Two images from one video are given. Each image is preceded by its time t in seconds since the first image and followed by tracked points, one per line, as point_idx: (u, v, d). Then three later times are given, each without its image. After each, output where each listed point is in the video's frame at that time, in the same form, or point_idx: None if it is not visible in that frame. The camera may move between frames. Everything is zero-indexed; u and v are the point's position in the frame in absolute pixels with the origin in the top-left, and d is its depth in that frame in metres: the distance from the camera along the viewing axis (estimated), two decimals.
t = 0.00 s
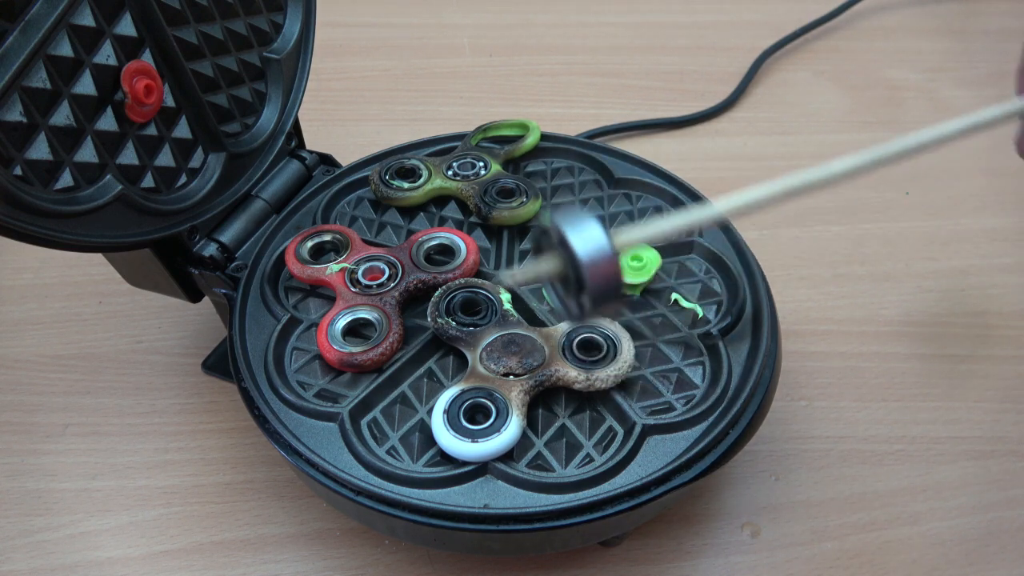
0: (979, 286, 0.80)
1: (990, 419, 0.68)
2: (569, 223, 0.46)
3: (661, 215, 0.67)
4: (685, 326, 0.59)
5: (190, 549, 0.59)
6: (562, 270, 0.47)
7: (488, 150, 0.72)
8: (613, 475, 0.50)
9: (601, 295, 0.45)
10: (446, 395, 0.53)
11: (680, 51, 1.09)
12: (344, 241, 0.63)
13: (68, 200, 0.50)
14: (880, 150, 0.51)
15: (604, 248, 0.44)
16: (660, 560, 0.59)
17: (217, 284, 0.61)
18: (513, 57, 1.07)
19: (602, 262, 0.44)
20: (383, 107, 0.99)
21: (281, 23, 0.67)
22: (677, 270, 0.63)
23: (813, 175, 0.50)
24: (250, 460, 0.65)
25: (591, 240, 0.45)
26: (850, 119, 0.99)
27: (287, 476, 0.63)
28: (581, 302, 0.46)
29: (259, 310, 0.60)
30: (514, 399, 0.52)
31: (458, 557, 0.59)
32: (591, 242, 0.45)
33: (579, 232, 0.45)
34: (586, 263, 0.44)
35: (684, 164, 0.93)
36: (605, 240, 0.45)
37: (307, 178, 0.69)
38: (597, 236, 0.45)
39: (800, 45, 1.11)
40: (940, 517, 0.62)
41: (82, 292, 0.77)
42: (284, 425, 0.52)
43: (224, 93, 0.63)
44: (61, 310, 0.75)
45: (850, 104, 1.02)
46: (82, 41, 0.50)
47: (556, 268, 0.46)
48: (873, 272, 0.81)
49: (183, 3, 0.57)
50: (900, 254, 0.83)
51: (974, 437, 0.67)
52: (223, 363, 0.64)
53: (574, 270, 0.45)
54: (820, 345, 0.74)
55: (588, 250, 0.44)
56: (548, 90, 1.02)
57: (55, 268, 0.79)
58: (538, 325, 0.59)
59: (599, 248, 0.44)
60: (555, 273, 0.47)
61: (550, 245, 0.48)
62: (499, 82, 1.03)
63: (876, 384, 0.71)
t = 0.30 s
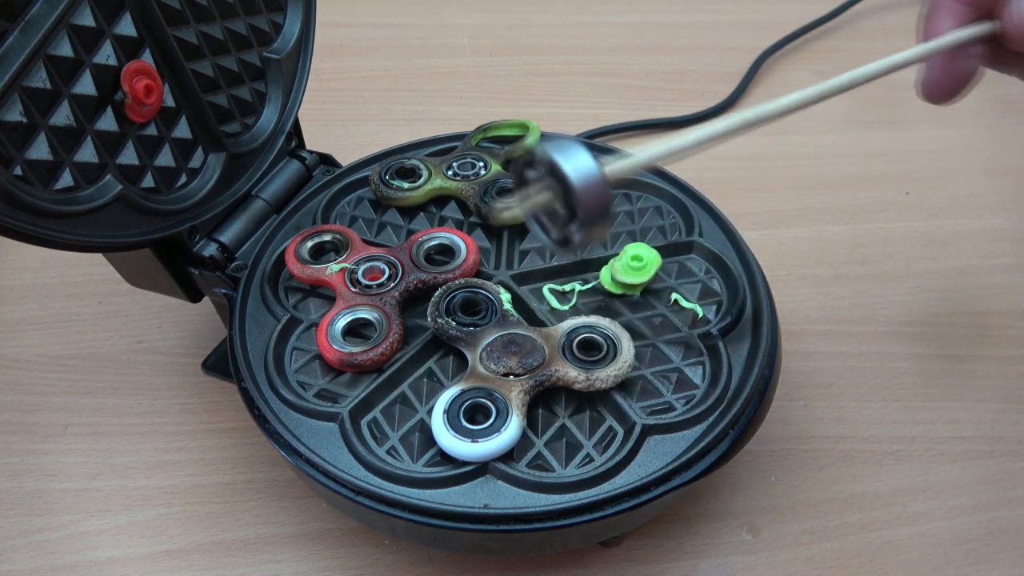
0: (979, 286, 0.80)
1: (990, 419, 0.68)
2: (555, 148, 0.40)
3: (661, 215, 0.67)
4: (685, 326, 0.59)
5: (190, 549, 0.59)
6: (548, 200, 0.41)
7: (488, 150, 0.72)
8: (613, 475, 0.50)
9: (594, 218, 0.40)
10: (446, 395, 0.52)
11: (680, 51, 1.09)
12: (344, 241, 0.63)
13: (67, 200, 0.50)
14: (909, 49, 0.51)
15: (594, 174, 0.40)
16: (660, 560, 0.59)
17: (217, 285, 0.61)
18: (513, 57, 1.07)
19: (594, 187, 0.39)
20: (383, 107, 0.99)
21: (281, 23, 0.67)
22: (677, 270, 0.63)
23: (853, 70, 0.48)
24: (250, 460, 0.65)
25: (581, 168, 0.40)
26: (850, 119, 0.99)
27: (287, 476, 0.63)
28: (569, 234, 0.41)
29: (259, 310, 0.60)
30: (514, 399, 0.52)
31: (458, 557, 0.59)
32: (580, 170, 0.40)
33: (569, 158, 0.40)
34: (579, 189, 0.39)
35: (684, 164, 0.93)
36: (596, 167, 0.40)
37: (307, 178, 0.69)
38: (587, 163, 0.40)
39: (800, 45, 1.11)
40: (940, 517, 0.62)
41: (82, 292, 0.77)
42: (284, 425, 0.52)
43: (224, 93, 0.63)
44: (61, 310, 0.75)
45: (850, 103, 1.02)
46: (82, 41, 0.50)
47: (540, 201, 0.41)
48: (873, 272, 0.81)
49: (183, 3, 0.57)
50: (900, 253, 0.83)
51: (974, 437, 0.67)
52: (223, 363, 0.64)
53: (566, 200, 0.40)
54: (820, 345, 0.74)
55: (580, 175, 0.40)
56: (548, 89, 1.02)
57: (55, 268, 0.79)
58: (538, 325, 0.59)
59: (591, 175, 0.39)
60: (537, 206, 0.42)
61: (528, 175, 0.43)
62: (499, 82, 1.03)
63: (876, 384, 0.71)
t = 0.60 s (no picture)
0: (979, 286, 0.80)
1: (991, 419, 0.68)
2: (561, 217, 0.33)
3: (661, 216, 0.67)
4: (685, 326, 0.59)
5: (190, 549, 0.59)
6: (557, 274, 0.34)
7: (488, 150, 0.72)
8: (612, 475, 0.50)
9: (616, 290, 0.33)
10: (447, 396, 0.53)
11: (680, 51, 1.09)
12: (344, 241, 0.63)
13: (67, 200, 0.50)
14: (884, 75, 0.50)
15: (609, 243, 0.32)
16: (660, 560, 0.59)
17: (217, 284, 0.61)
18: (513, 57, 1.07)
19: (613, 258, 0.32)
20: (383, 107, 0.99)
21: (281, 23, 0.67)
22: (677, 271, 0.63)
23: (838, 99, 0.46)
24: (250, 460, 0.65)
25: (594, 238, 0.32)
26: (850, 119, 0.99)
27: (287, 476, 0.63)
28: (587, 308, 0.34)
29: (259, 310, 0.60)
30: (514, 399, 0.52)
31: (458, 557, 0.59)
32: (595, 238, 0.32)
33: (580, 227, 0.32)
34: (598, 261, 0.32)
35: (684, 163, 0.93)
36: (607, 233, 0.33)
37: (307, 178, 0.69)
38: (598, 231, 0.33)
39: (800, 45, 1.11)
40: (940, 517, 0.62)
41: (83, 292, 0.77)
42: (284, 425, 0.52)
43: (224, 93, 0.63)
44: (61, 310, 0.76)
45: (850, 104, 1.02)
46: (82, 41, 0.50)
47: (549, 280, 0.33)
48: (873, 272, 0.81)
49: (183, 3, 0.57)
50: (900, 253, 0.83)
51: (974, 437, 0.67)
52: (223, 363, 0.64)
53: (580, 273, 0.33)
54: (820, 345, 0.74)
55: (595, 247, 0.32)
56: (547, 90, 1.02)
57: (55, 268, 0.79)
58: (538, 325, 0.59)
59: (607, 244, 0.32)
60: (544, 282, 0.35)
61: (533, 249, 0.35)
62: (499, 82, 1.03)
63: (876, 384, 0.71)
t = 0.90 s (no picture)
0: (980, 286, 0.80)
1: (991, 419, 0.68)
2: (561, 221, 0.34)
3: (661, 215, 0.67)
4: (685, 326, 0.59)
5: (190, 549, 0.59)
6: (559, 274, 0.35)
7: (488, 150, 0.72)
8: (612, 475, 0.50)
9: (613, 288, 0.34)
10: (446, 396, 0.53)
11: (680, 51, 1.09)
12: (344, 241, 0.63)
13: (67, 200, 0.50)
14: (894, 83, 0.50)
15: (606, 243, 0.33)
16: (660, 560, 0.59)
17: (217, 284, 0.61)
18: (513, 57, 1.07)
19: (611, 259, 0.33)
20: (383, 107, 0.99)
21: (281, 23, 0.67)
22: (677, 271, 0.63)
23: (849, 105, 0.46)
24: (250, 460, 0.65)
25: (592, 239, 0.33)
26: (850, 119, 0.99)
27: (287, 476, 0.63)
28: (587, 307, 0.35)
29: (259, 310, 0.60)
30: (514, 399, 0.52)
31: (458, 557, 0.59)
32: (592, 240, 0.33)
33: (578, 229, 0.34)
34: (594, 261, 0.33)
35: (684, 163, 0.93)
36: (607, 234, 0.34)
37: (307, 178, 0.69)
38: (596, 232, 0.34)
39: (800, 45, 1.11)
40: (940, 517, 0.62)
41: (83, 292, 0.77)
42: (284, 425, 0.52)
43: (224, 93, 0.63)
44: (61, 310, 0.76)
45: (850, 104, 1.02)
46: (82, 41, 0.50)
47: (549, 278, 0.35)
48: (873, 272, 0.81)
49: (183, 3, 0.57)
50: (900, 253, 0.83)
51: (974, 437, 0.67)
52: (223, 363, 0.64)
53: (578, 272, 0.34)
54: (820, 345, 0.74)
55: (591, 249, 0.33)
56: (547, 90, 1.02)
57: (55, 268, 0.79)
58: (538, 325, 0.59)
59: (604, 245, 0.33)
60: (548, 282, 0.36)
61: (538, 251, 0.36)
62: (499, 82, 1.03)
63: (876, 384, 0.71)
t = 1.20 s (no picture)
0: (980, 286, 0.80)
1: (991, 419, 0.68)
2: (547, 233, 0.45)
3: (661, 215, 0.67)
4: (685, 326, 0.59)
5: (190, 549, 0.59)
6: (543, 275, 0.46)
7: (488, 150, 0.72)
8: (612, 475, 0.50)
9: (577, 295, 0.44)
10: (446, 395, 0.52)
11: (680, 51, 1.09)
12: (344, 241, 0.63)
13: (67, 200, 0.50)
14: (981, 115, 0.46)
15: (577, 258, 0.43)
16: (660, 559, 0.59)
17: (217, 284, 0.61)
18: (513, 57, 1.07)
19: (578, 269, 0.43)
20: (383, 106, 0.99)
21: (281, 23, 0.67)
22: (677, 270, 0.63)
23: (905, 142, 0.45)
24: (250, 460, 0.65)
25: (567, 252, 0.44)
26: (850, 120, 0.99)
27: (287, 476, 0.63)
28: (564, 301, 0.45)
29: (259, 310, 0.60)
30: (513, 399, 0.52)
31: (458, 557, 0.59)
32: (566, 253, 0.43)
33: (555, 241, 0.44)
34: (563, 271, 0.43)
35: (684, 164, 0.93)
36: (580, 249, 0.44)
37: (307, 178, 0.69)
38: (572, 245, 0.44)
39: (800, 45, 1.11)
40: (940, 517, 0.62)
41: (83, 292, 0.77)
42: (284, 425, 0.52)
43: (224, 93, 0.63)
44: (61, 310, 0.76)
45: (850, 103, 1.02)
46: (82, 41, 0.50)
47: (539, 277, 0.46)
48: (873, 272, 0.81)
49: (183, 3, 0.57)
50: (900, 254, 0.83)
51: (974, 437, 0.67)
52: (223, 363, 0.64)
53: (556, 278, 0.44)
54: (820, 345, 0.74)
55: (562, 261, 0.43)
56: (547, 90, 1.02)
57: (55, 268, 0.79)
58: (538, 325, 0.59)
59: (575, 258, 0.43)
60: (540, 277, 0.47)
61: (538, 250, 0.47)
62: (499, 82, 1.03)
63: (876, 384, 0.71)
